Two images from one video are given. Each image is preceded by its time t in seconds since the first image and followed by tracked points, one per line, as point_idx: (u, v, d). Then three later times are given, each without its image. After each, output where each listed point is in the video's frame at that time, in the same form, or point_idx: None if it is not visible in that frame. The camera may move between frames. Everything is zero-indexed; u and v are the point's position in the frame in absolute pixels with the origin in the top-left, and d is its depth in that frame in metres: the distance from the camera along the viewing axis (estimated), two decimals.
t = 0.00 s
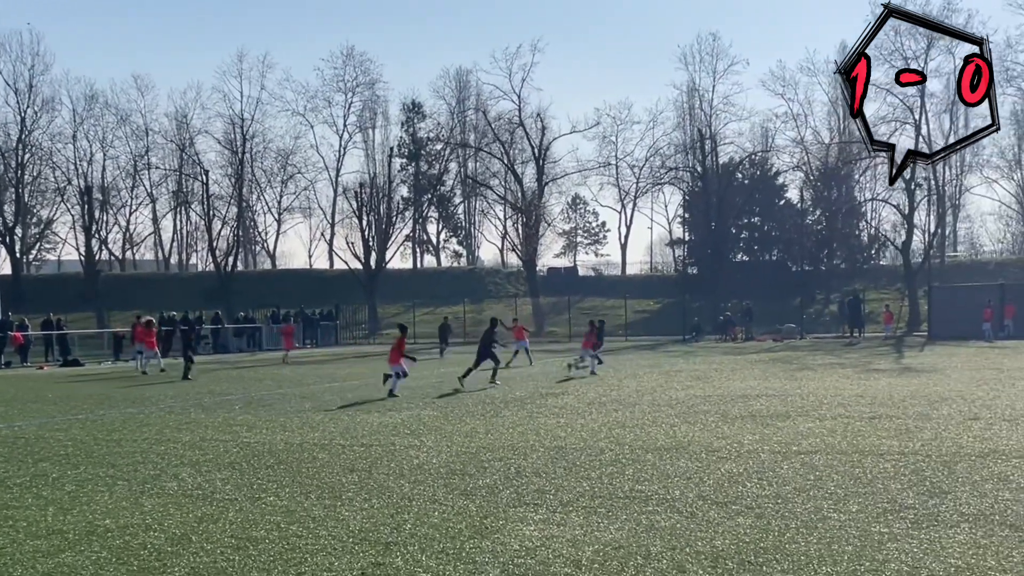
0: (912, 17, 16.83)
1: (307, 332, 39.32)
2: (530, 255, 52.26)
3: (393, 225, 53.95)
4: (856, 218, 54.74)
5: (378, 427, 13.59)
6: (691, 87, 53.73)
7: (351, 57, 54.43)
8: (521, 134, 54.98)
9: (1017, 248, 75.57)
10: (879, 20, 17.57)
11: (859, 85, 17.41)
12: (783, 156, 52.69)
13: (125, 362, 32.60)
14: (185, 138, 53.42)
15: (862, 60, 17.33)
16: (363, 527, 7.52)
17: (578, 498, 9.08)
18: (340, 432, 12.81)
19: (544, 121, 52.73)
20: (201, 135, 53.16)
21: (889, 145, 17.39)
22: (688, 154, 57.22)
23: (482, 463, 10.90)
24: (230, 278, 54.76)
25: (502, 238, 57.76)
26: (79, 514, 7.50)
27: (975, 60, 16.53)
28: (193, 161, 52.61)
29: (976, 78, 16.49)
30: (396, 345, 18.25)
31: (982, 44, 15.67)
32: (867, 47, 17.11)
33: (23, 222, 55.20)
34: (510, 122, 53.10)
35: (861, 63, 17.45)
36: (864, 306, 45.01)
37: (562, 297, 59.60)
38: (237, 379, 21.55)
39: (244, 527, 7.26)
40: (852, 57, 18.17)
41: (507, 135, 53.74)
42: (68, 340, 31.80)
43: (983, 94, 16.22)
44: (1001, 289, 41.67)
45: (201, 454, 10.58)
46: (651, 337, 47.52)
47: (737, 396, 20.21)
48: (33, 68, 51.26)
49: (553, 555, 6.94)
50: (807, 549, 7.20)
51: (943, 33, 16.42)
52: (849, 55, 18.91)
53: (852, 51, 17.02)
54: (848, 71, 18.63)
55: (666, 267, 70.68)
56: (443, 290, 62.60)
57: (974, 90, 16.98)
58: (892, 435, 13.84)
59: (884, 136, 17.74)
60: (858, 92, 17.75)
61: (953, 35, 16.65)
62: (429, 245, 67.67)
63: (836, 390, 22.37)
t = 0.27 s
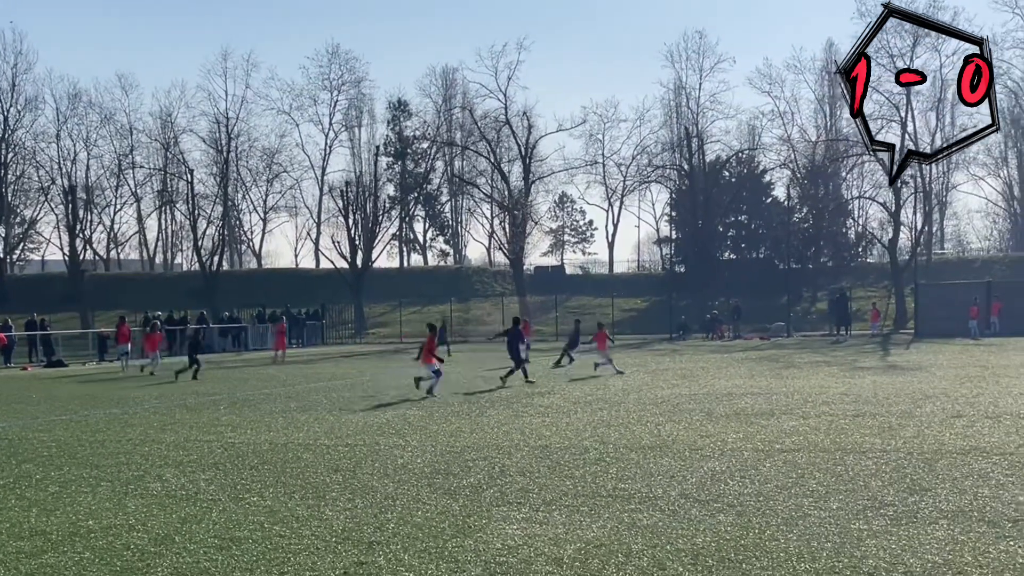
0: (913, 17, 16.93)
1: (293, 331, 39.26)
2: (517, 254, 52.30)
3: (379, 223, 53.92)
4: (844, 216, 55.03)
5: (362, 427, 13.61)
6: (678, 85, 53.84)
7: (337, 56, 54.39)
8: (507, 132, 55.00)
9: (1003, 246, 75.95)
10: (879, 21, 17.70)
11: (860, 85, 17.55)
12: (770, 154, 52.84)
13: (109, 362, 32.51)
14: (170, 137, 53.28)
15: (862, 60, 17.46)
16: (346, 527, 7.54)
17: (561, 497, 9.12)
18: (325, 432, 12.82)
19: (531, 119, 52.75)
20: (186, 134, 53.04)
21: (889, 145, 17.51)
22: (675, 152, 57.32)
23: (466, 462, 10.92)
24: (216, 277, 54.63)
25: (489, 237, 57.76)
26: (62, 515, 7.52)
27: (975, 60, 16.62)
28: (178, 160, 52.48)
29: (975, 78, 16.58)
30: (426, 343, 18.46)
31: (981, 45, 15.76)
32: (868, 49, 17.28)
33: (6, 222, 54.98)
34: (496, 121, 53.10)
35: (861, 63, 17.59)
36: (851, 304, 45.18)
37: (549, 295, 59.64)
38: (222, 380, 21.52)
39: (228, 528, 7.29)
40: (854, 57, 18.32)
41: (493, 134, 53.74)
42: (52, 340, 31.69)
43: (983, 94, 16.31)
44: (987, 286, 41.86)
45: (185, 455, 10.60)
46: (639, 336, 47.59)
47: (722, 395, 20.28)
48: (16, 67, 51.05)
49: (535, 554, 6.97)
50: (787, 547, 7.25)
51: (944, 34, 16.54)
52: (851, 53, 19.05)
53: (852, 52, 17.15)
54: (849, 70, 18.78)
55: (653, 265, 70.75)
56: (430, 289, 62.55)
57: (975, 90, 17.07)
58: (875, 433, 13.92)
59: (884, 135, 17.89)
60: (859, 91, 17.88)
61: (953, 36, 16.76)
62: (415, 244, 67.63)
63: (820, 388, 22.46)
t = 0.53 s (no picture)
0: (913, 18, 17.02)
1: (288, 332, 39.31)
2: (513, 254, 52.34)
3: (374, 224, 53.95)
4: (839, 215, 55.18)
5: (355, 427, 13.67)
6: (674, 84, 53.91)
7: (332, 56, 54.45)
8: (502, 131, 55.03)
9: (998, 244, 76.10)
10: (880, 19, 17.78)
11: (860, 84, 17.65)
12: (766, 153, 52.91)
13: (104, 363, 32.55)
14: (164, 137, 53.30)
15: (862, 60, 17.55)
16: (335, 528, 7.60)
17: (550, 497, 9.18)
18: (318, 434, 12.87)
19: (526, 119, 52.80)
20: (181, 135, 53.05)
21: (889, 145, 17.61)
22: (670, 151, 57.39)
23: (457, 463, 10.97)
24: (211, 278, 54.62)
25: (485, 237, 57.79)
26: (54, 517, 7.57)
27: (975, 60, 16.70)
28: (172, 161, 52.50)
29: (975, 78, 16.63)
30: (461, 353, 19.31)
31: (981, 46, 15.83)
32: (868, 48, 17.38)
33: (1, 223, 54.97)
34: (491, 120, 53.15)
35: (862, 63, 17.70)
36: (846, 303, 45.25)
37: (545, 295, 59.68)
38: (217, 380, 21.56)
39: (217, 529, 7.35)
40: (855, 57, 18.41)
41: (488, 133, 53.77)
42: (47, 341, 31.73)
43: (983, 94, 16.39)
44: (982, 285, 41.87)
45: (177, 456, 10.65)
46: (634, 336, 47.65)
47: (715, 394, 20.35)
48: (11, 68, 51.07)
49: (522, 554, 7.03)
50: (772, 547, 7.32)
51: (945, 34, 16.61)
52: (853, 53, 19.16)
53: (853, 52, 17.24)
54: (851, 70, 18.88)
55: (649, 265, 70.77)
56: (426, 290, 62.56)
57: (975, 90, 17.14)
58: (866, 433, 13.99)
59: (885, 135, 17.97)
60: (859, 91, 17.97)
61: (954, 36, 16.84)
62: (411, 244, 67.62)
63: (814, 387, 22.54)
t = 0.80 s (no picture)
0: (914, 18, 17.05)
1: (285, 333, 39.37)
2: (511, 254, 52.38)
3: (373, 224, 54.00)
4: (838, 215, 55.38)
5: (349, 428, 13.70)
6: (672, 84, 53.93)
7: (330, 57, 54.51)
8: (500, 131, 55.06)
9: (996, 243, 76.20)
10: (879, 19, 17.83)
11: (860, 84, 17.67)
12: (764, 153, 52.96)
13: (101, 364, 32.58)
14: (163, 138, 53.33)
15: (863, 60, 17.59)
16: (324, 527, 7.65)
17: (539, 497, 9.22)
18: (311, 434, 12.92)
19: (524, 119, 52.84)
20: (179, 136, 53.08)
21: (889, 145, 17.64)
22: (669, 151, 57.41)
23: (449, 462, 11.02)
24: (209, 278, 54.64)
25: (483, 237, 57.82)
26: (44, 518, 7.61)
27: (976, 60, 16.71)
28: (171, 162, 52.53)
29: (975, 78, 16.67)
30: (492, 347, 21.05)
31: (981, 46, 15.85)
32: (867, 49, 17.41)
33: None
34: (489, 121, 53.16)
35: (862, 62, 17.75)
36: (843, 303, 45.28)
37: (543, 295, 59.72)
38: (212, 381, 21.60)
39: (207, 529, 7.40)
40: (856, 58, 18.46)
41: (486, 133, 53.79)
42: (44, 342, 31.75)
43: (983, 94, 16.41)
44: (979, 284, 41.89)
45: (170, 457, 10.68)
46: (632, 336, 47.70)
47: (709, 394, 20.39)
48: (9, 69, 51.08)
49: (510, 553, 7.09)
50: (756, 546, 7.37)
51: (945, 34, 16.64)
52: (854, 53, 19.20)
53: (854, 52, 17.27)
54: (852, 69, 18.92)
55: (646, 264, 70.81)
56: (424, 291, 62.60)
57: (976, 90, 17.16)
58: (858, 432, 14.03)
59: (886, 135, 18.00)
60: (859, 91, 17.99)
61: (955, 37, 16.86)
62: (409, 244, 67.66)
63: (808, 387, 22.60)
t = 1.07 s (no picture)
0: (913, 18, 17.06)
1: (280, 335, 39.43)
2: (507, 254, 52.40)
3: (369, 224, 54.05)
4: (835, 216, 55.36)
5: (340, 429, 13.75)
6: (669, 84, 53.92)
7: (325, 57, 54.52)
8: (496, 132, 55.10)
9: (993, 243, 76.29)
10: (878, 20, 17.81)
11: (860, 85, 17.65)
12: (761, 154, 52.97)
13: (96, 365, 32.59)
14: (158, 138, 53.32)
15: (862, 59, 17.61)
16: (310, 528, 7.68)
17: (526, 497, 9.26)
18: (302, 435, 12.96)
19: (520, 120, 52.88)
20: (175, 136, 53.07)
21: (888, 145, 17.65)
22: (665, 152, 57.43)
23: (438, 463, 11.06)
24: (204, 279, 54.63)
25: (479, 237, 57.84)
26: (31, 519, 7.64)
27: (975, 60, 16.73)
28: (166, 162, 52.51)
29: (975, 78, 16.66)
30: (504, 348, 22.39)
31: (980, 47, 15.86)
32: (867, 49, 17.38)
33: None
34: (486, 121, 53.18)
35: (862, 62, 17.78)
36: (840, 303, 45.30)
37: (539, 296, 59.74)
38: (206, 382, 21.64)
39: (194, 529, 7.44)
40: (856, 58, 18.49)
41: (482, 133, 53.80)
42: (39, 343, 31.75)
43: (983, 94, 16.42)
44: (975, 285, 41.94)
45: (160, 458, 10.72)
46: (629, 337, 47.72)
47: (702, 395, 20.44)
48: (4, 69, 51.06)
49: (494, 553, 7.12)
50: (740, 546, 7.42)
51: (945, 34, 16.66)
52: (853, 52, 19.22)
53: (853, 52, 17.28)
54: (851, 69, 18.94)
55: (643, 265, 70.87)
56: (420, 292, 62.63)
57: (975, 90, 17.18)
58: (848, 432, 14.08)
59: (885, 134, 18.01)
60: (859, 92, 17.96)
61: (954, 37, 16.88)
62: (406, 244, 67.70)
63: (801, 387, 22.66)
